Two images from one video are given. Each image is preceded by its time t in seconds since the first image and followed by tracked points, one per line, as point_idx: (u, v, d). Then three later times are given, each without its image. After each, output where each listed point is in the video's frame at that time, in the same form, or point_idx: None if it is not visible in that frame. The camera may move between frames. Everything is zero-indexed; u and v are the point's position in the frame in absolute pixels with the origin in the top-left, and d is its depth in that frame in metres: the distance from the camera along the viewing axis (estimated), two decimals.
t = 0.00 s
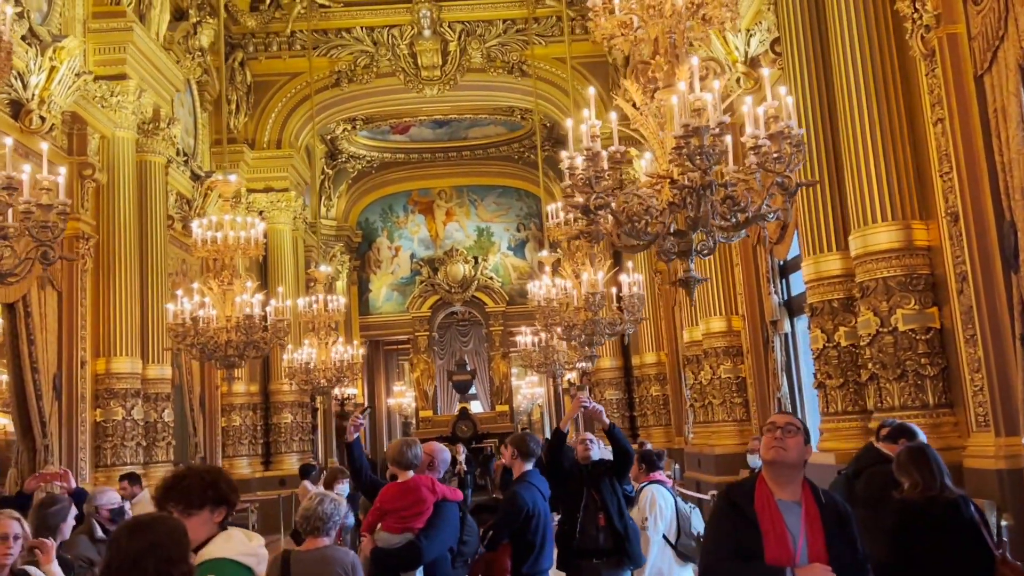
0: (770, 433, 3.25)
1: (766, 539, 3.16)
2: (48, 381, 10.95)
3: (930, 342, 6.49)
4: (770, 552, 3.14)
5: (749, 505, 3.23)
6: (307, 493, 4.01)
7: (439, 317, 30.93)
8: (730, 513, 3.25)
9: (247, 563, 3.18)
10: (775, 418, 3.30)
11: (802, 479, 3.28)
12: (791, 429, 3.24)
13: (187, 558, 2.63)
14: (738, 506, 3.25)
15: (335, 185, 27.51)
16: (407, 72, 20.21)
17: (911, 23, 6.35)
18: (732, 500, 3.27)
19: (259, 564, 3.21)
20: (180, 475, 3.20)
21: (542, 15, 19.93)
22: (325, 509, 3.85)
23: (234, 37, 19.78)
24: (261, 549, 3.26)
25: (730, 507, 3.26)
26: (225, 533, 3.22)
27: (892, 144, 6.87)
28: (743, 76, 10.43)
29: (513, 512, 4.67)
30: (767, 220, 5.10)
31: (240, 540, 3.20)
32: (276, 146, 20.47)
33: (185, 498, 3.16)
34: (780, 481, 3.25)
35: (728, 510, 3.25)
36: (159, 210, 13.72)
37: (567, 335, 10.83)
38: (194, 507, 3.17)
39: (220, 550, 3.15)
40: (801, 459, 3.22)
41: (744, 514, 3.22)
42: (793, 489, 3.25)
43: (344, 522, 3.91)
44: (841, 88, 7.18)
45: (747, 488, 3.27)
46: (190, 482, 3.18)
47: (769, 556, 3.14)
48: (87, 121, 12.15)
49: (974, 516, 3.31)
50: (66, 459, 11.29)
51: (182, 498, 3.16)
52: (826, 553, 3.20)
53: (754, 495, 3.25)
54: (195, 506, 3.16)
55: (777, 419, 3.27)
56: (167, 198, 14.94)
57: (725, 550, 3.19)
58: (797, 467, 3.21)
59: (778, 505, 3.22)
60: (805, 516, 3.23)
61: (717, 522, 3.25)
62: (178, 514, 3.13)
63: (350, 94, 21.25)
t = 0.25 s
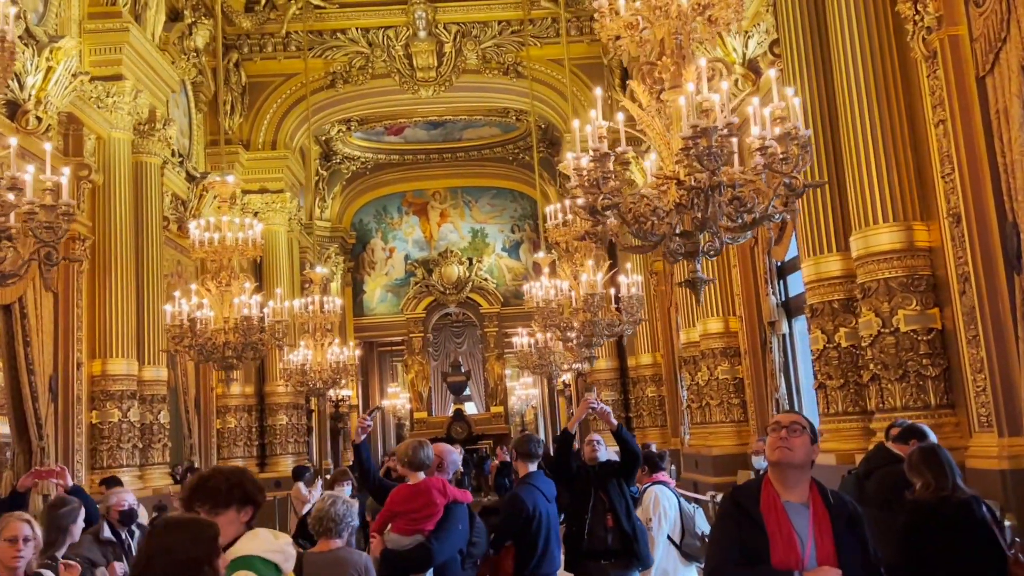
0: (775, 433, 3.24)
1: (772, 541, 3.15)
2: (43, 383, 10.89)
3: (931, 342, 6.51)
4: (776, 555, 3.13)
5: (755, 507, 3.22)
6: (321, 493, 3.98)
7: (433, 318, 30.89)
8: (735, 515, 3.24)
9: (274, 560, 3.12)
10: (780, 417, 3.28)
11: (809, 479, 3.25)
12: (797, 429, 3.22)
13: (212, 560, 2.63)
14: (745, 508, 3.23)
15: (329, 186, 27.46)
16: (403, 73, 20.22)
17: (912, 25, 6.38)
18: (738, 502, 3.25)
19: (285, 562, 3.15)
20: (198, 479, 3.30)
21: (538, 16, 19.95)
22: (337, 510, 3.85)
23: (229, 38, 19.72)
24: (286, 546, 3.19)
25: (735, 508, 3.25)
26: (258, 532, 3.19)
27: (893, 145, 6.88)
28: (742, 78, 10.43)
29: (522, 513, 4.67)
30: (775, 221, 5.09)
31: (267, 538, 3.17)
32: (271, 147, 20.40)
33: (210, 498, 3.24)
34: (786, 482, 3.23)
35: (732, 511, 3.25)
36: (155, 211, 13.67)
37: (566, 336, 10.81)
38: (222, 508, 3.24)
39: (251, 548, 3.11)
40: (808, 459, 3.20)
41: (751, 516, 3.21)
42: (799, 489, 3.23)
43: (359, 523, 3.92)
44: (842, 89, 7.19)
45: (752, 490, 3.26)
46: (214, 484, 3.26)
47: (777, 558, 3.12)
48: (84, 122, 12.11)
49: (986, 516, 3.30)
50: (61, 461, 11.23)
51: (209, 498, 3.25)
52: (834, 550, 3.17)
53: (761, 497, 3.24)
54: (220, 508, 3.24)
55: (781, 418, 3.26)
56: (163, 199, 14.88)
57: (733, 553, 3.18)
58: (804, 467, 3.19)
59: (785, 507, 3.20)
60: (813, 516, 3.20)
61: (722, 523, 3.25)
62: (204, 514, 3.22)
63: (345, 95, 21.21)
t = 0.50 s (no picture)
0: (784, 432, 3.00)
1: (779, 544, 2.89)
2: (42, 384, 10.87)
3: (933, 343, 6.55)
4: (785, 558, 2.87)
5: (763, 510, 2.96)
6: (337, 494, 3.95)
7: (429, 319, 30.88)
8: (742, 521, 2.98)
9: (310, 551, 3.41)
10: (790, 415, 3.03)
11: (822, 481, 3.00)
12: (808, 427, 2.98)
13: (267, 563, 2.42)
14: (752, 512, 2.97)
15: (324, 187, 27.43)
16: (399, 75, 20.18)
17: (915, 27, 6.42)
18: (744, 504, 3.00)
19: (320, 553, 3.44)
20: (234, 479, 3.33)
21: (535, 18, 19.96)
22: (356, 511, 3.85)
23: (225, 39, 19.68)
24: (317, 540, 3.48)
25: (742, 512, 2.99)
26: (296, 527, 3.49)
27: (895, 148, 6.92)
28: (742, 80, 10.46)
29: (532, 514, 4.68)
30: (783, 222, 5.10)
31: (301, 532, 3.46)
32: (267, 148, 20.35)
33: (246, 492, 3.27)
34: (796, 483, 2.98)
35: (737, 513, 2.99)
36: (153, 212, 13.64)
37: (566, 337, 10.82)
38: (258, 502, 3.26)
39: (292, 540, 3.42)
40: (820, 459, 2.95)
41: (758, 520, 2.95)
42: (811, 490, 2.98)
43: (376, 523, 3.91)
44: (844, 91, 7.23)
45: (759, 492, 3.01)
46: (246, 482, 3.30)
47: (785, 563, 2.86)
48: (82, 123, 12.08)
49: (999, 517, 3.32)
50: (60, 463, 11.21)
51: (244, 494, 3.27)
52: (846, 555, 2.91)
53: (769, 499, 2.98)
54: (255, 502, 3.26)
55: (790, 417, 3.03)
56: (160, 200, 14.86)
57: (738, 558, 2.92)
58: (816, 468, 2.95)
59: (794, 510, 2.94)
60: (825, 519, 2.93)
61: (727, 528, 2.99)
62: (239, 509, 3.25)
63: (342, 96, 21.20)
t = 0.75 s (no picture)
0: (808, 437, 3.00)
1: (799, 547, 2.88)
2: (43, 386, 10.86)
3: (938, 345, 6.59)
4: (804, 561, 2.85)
5: (786, 515, 2.95)
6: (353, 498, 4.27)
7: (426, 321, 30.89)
8: (766, 527, 2.99)
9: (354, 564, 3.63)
10: (816, 419, 3.03)
11: (848, 484, 2.97)
12: (833, 432, 2.97)
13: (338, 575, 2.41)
14: (774, 515, 2.98)
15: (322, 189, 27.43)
16: (398, 77, 20.18)
17: (919, 31, 6.44)
18: (769, 509, 3.00)
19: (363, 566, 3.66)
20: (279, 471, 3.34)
21: (534, 20, 20.01)
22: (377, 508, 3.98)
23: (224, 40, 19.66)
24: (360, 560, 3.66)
25: (766, 517, 3.01)
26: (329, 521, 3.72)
27: (899, 151, 6.96)
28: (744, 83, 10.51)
29: (546, 515, 4.72)
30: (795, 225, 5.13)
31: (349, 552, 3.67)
32: (266, 149, 20.32)
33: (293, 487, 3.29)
34: (820, 487, 2.96)
35: (760, 517, 3.01)
36: (153, 213, 13.63)
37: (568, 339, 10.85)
38: (305, 498, 3.28)
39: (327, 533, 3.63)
40: (845, 464, 2.93)
41: (779, 524, 2.95)
42: (835, 494, 2.95)
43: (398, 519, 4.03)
44: (848, 94, 7.27)
45: (783, 496, 3.01)
46: (291, 477, 3.32)
47: (804, 565, 2.85)
48: (83, 124, 12.06)
49: (1013, 518, 3.36)
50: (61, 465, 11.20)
51: (290, 489, 3.29)
52: (868, 559, 2.85)
53: (792, 502, 2.97)
54: (303, 498, 3.28)
55: (815, 421, 3.02)
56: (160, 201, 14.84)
57: (758, 560, 2.94)
58: (841, 471, 2.94)
59: (816, 513, 2.92)
60: (847, 524, 2.90)
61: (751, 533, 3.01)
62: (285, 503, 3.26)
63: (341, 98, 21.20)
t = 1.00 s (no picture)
0: (845, 446, 2.92)
1: (833, 559, 2.83)
2: (48, 387, 10.85)
3: (944, 349, 6.64)
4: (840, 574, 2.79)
5: (820, 528, 2.90)
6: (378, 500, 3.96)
7: (425, 322, 30.92)
8: (801, 535, 2.93)
9: None
10: (855, 427, 2.94)
11: (888, 495, 2.89)
12: (870, 441, 2.89)
13: None
14: (808, 527, 2.92)
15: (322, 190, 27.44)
16: (400, 79, 20.21)
17: (928, 37, 6.53)
18: (804, 521, 2.94)
19: None
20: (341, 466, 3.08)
21: (535, 23, 20.05)
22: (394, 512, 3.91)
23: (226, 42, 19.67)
24: None
25: (800, 529, 2.95)
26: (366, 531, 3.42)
27: (906, 155, 7.00)
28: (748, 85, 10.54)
29: (560, 517, 4.77)
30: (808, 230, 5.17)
31: None
32: (268, 151, 20.31)
33: (357, 486, 3.02)
34: (859, 499, 2.89)
35: (795, 525, 2.97)
36: (156, 214, 13.64)
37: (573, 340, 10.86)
38: (367, 498, 3.02)
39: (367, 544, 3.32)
40: (883, 474, 2.86)
41: (814, 536, 2.89)
42: (873, 507, 2.87)
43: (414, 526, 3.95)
44: (855, 99, 7.32)
45: (819, 506, 2.95)
46: (353, 475, 3.06)
47: None
48: (87, 125, 12.08)
49: None
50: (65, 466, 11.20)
51: (355, 486, 3.03)
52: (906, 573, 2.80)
53: (828, 514, 2.91)
54: (367, 498, 3.02)
55: (852, 429, 2.94)
56: (163, 203, 14.85)
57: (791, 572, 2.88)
58: (879, 482, 2.86)
59: (853, 526, 2.86)
60: (884, 537, 2.83)
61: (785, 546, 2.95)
62: (347, 502, 3.01)
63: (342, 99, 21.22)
